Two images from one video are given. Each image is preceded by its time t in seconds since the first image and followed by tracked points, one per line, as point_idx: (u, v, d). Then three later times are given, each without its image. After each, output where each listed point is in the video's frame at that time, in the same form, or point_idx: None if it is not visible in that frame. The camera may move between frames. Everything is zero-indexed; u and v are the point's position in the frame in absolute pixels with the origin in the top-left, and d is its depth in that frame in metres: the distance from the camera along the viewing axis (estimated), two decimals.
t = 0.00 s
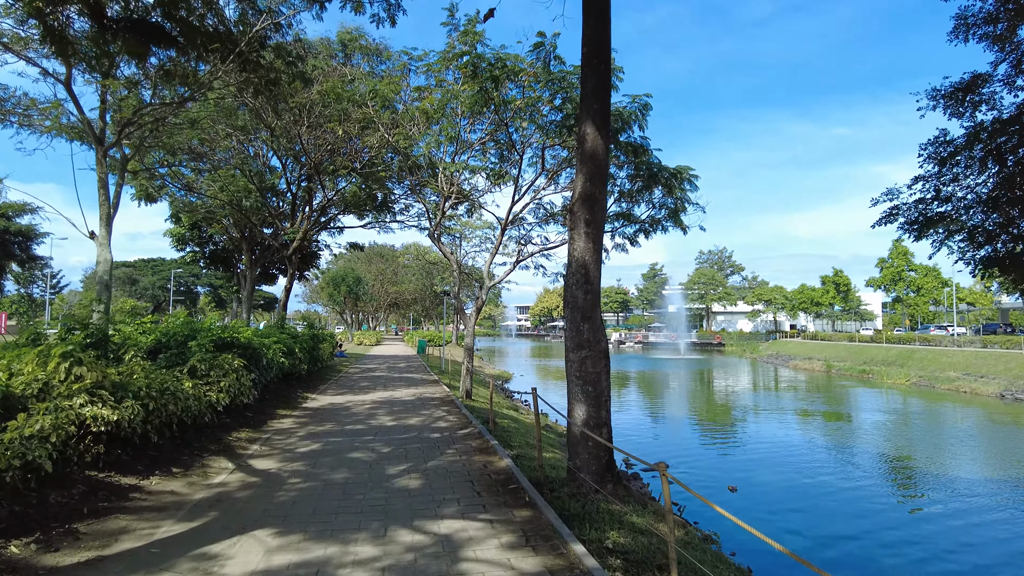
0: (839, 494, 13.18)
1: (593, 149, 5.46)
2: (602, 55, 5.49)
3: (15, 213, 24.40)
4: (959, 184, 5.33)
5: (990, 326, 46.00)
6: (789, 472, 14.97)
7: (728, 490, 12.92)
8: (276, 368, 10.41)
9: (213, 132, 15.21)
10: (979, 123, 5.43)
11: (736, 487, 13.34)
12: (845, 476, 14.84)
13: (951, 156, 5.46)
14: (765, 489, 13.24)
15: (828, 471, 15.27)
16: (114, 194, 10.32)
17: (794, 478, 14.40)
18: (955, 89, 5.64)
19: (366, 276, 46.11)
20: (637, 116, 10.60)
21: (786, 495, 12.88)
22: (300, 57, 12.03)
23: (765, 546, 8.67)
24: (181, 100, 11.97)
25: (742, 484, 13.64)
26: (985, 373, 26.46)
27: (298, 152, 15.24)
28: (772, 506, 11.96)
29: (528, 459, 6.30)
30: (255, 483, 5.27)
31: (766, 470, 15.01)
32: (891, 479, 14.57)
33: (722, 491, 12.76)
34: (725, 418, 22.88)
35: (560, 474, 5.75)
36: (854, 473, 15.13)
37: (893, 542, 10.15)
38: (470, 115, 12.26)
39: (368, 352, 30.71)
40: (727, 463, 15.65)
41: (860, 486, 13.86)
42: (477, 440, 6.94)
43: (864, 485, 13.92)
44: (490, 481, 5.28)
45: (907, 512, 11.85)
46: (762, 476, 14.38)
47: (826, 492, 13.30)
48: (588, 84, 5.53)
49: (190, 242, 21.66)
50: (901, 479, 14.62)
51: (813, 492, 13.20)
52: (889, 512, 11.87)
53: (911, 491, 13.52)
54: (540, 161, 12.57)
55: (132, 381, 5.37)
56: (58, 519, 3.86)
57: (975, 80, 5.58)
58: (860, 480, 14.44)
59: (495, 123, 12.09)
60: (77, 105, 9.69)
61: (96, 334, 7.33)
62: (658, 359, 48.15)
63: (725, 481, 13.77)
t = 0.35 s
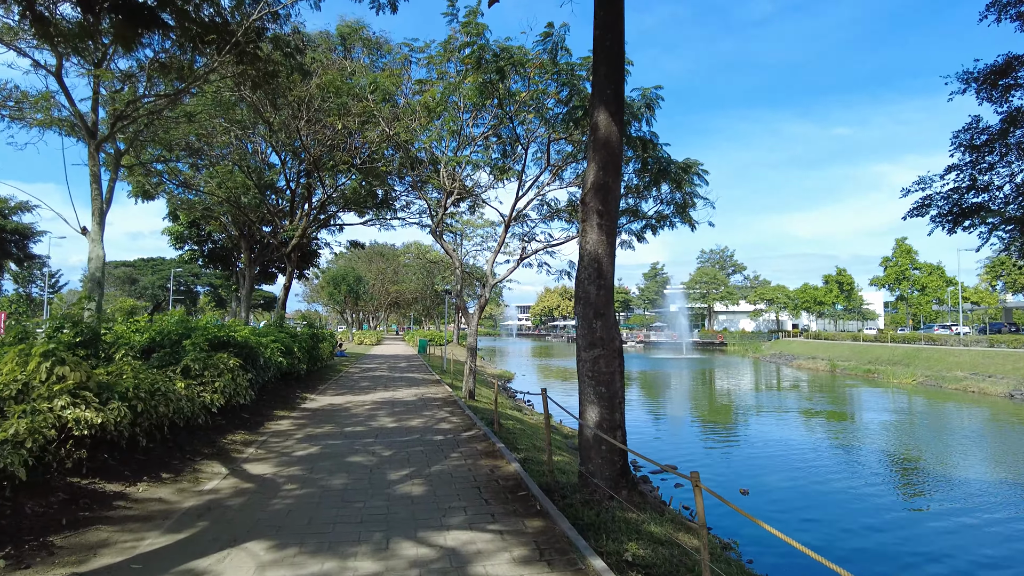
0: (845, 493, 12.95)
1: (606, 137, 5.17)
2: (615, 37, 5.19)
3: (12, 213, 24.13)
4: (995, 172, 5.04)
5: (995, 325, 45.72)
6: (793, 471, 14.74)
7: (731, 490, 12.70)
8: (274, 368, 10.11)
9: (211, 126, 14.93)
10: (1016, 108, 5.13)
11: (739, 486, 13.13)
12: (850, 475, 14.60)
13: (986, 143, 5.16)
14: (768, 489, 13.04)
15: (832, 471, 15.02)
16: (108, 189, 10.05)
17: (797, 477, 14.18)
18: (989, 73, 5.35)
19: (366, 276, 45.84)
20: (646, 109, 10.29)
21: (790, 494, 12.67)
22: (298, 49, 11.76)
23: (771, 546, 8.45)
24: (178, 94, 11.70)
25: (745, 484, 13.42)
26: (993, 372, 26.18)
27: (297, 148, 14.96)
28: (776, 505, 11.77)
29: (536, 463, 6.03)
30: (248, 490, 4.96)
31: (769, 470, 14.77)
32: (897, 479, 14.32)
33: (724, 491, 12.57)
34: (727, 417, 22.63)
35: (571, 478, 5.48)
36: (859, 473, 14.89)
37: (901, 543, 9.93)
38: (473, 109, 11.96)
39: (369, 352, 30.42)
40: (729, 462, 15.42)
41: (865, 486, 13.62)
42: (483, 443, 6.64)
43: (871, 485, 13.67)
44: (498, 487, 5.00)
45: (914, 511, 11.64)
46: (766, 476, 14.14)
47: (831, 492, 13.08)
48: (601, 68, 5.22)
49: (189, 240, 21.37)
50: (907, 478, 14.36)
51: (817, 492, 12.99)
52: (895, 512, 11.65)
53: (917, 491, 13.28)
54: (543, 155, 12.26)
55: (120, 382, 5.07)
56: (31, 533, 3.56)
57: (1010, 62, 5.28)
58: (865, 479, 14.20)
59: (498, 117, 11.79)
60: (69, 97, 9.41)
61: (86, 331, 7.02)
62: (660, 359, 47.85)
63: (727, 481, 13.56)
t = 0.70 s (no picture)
0: (853, 495, 12.70)
1: (625, 126, 4.86)
2: (635, 19, 4.88)
3: (10, 210, 23.85)
4: None
5: (1000, 325, 45.43)
6: (797, 473, 14.48)
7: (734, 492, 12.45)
8: (273, 368, 9.80)
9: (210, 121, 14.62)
10: None
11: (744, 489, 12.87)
12: (856, 477, 14.34)
13: None
14: (774, 491, 12.80)
15: (838, 472, 14.77)
16: (102, 184, 9.77)
17: (803, 479, 13.91)
18: None
19: (367, 275, 45.58)
20: (656, 103, 9.99)
21: (796, 497, 12.41)
22: (299, 41, 11.46)
23: (785, 553, 8.18)
24: (175, 88, 11.41)
25: (752, 486, 13.16)
26: (1002, 373, 25.89)
27: (297, 143, 14.66)
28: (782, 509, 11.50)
29: (548, 472, 5.72)
30: (244, 502, 4.64)
31: (773, 471, 14.52)
32: (904, 480, 14.05)
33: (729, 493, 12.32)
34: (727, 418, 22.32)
35: (586, 488, 5.18)
36: (865, 474, 14.62)
37: (913, 549, 9.68)
38: (477, 104, 11.67)
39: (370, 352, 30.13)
40: (732, 464, 15.15)
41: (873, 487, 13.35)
42: (492, 449, 6.33)
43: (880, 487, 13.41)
44: (509, 499, 4.68)
45: (922, 515, 11.39)
46: (771, 478, 13.90)
47: (838, 494, 12.82)
48: (620, 52, 4.91)
49: (188, 237, 21.08)
50: (914, 479, 14.11)
51: (823, 495, 12.72)
52: (906, 516, 11.38)
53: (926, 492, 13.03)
54: (549, 151, 11.94)
55: (108, 386, 4.75)
56: (3, 554, 3.24)
57: None
58: (871, 481, 13.95)
59: (503, 112, 11.49)
60: (63, 89, 9.12)
61: (76, 330, 6.69)
62: (661, 359, 47.65)
63: (730, 483, 13.31)
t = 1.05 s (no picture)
0: (858, 494, 12.44)
1: (638, 109, 4.57)
2: None
3: (5, 206, 23.54)
4: None
5: (1002, 322, 45.15)
6: (799, 470, 14.23)
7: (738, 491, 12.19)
8: (269, 366, 9.51)
9: (205, 114, 14.31)
10: None
11: (746, 487, 12.59)
12: (859, 474, 14.09)
13: None
14: (778, 490, 12.54)
15: (842, 470, 14.49)
16: (92, 177, 9.46)
17: (805, 477, 13.67)
18: None
19: (366, 272, 45.27)
20: (664, 93, 9.68)
21: (801, 496, 12.15)
22: (295, 29, 11.14)
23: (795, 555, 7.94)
24: (169, 79, 11.09)
25: (754, 484, 12.93)
26: (1008, 370, 25.61)
27: (294, 136, 14.34)
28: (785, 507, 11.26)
29: (553, 475, 5.44)
30: (232, 509, 4.35)
31: (775, 469, 14.27)
32: (909, 478, 13.79)
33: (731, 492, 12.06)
34: (727, 415, 22.05)
35: (596, 493, 4.91)
36: (868, 472, 14.37)
37: (925, 550, 9.43)
38: (479, 95, 11.35)
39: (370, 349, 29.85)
40: (732, 461, 14.92)
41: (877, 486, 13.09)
42: (496, 451, 6.05)
43: (885, 485, 13.18)
44: (516, 505, 4.39)
45: (932, 514, 11.12)
46: (774, 476, 13.63)
47: (843, 492, 12.56)
48: (631, 30, 4.62)
49: (185, 233, 20.77)
50: (919, 477, 13.84)
51: (826, 493, 12.49)
52: (913, 514, 11.14)
53: (932, 490, 12.76)
54: (553, 143, 11.62)
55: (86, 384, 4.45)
56: None
57: None
58: (873, 478, 13.71)
59: (505, 102, 11.18)
60: (51, 78, 8.80)
61: (60, 326, 6.40)
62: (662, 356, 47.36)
63: (732, 481, 13.04)
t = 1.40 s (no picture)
0: (867, 498, 12.14)
1: (652, 97, 4.26)
2: None
3: None
4: None
5: (1007, 321, 44.76)
6: (804, 472, 13.92)
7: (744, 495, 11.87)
8: (263, 369, 9.20)
9: (199, 110, 14.00)
10: None
11: (752, 490, 12.29)
12: (867, 476, 13.77)
13: None
14: (784, 493, 12.24)
15: (848, 471, 14.22)
16: (80, 174, 9.15)
17: (811, 479, 13.35)
18: None
19: (366, 272, 44.94)
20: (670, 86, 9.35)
21: (807, 500, 11.86)
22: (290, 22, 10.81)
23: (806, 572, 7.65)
24: (160, 75, 10.77)
25: (760, 487, 12.65)
26: (1016, 370, 25.24)
27: (289, 132, 14.02)
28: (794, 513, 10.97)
29: (561, 490, 5.12)
30: (216, 528, 4.03)
31: (779, 471, 13.96)
32: (917, 481, 13.49)
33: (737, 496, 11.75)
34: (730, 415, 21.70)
35: (607, 509, 4.59)
36: (875, 473, 14.08)
37: (937, 561, 9.17)
38: (480, 87, 11.00)
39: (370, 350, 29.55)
40: (735, 462, 14.59)
41: (886, 489, 12.78)
42: (500, 461, 5.72)
43: (893, 487, 12.91)
44: (523, 524, 4.06)
45: (942, 520, 10.86)
46: (779, 478, 13.33)
47: (850, 496, 12.28)
48: (644, 13, 4.31)
49: (182, 233, 20.48)
50: (928, 480, 13.54)
51: (834, 496, 12.18)
52: (924, 521, 10.85)
53: (943, 494, 12.46)
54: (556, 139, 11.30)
55: (59, 392, 4.12)
56: None
57: None
58: (881, 481, 13.40)
59: (507, 97, 10.86)
60: (36, 71, 8.48)
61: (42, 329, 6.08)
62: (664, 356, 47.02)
63: (736, 484, 12.73)
